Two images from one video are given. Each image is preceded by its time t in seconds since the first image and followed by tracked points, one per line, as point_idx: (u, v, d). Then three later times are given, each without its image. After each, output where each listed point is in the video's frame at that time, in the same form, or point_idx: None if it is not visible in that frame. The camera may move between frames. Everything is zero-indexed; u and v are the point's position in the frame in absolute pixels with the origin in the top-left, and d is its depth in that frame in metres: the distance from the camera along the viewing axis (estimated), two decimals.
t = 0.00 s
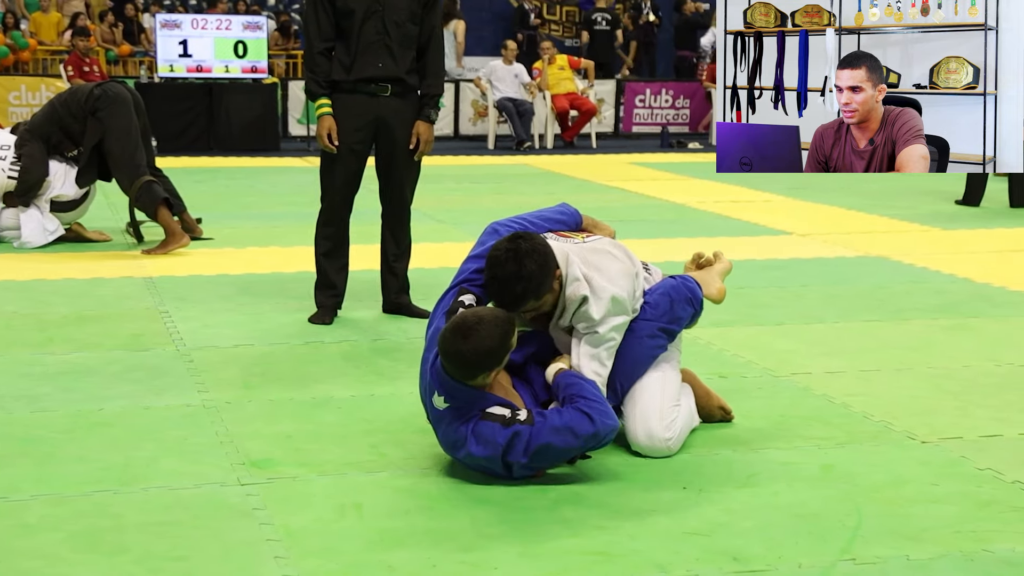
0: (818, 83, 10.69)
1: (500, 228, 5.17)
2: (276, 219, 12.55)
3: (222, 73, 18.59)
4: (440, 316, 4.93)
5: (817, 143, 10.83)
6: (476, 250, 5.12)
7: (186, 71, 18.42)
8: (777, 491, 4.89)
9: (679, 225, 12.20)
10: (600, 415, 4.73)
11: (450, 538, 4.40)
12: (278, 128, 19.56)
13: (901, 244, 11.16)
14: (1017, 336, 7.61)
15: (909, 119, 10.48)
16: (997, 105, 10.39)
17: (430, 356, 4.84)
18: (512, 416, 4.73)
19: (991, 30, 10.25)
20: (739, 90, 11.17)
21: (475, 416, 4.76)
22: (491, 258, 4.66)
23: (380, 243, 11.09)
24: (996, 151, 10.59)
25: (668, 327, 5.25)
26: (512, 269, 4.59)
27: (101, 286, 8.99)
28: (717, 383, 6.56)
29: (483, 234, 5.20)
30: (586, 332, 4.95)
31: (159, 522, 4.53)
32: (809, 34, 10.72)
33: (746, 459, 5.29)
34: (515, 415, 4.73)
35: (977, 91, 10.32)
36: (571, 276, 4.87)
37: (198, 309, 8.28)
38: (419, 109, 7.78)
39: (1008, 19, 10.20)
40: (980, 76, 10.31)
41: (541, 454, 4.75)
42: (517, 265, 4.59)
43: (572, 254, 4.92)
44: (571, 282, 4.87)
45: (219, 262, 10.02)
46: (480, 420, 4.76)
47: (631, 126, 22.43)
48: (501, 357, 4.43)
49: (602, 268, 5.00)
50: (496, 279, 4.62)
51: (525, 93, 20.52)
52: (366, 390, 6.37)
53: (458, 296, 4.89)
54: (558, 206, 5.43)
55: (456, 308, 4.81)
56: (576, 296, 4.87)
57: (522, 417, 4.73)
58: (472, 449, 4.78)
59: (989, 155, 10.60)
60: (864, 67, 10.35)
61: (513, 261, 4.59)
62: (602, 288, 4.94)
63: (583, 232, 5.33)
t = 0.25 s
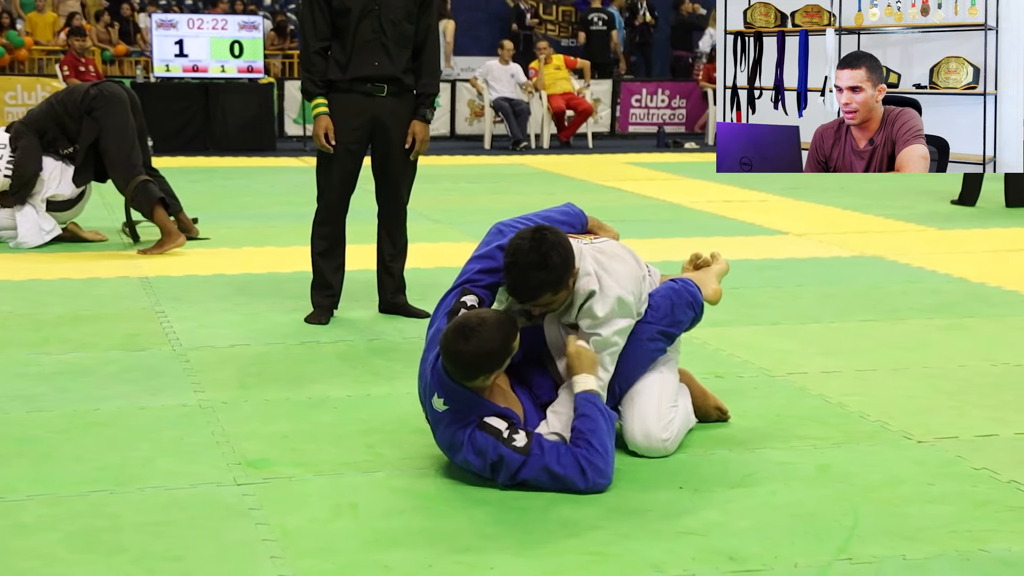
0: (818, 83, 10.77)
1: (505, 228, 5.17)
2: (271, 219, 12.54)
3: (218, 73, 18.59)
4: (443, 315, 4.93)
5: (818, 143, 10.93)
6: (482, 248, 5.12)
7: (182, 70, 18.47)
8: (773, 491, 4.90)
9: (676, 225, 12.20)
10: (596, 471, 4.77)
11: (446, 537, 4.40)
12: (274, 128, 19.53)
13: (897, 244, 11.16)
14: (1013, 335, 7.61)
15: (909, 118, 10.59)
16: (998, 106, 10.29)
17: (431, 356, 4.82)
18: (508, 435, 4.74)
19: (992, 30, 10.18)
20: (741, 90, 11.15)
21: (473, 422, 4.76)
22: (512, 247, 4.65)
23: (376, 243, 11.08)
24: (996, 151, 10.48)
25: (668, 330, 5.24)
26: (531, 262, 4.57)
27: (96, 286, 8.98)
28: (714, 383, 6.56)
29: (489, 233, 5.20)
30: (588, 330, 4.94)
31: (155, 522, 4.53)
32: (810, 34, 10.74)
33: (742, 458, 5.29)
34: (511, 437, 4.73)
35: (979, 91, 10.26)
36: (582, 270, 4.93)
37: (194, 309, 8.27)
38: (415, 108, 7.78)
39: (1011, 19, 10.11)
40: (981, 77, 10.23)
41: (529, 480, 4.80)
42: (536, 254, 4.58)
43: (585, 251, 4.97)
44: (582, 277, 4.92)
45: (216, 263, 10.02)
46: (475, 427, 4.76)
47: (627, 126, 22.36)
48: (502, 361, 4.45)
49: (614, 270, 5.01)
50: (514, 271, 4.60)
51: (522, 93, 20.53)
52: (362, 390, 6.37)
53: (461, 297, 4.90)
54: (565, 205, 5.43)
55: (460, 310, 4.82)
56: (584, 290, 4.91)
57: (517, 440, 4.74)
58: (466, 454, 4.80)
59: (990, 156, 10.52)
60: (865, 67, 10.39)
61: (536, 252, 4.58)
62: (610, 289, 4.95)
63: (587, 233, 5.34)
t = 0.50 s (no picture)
0: (818, 84, 10.78)
1: (514, 228, 5.11)
2: (267, 219, 12.53)
3: (215, 73, 18.61)
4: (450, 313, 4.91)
5: (818, 143, 10.93)
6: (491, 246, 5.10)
7: (179, 70, 18.40)
8: (771, 491, 4.90)
9: (672, 225, 12.19)
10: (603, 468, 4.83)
11: (443, 537, 4.40)
12: (271, 128, 19.52)
13: (894, 244, 11.16)
14: (1009, 335, 7.62)
15: (909, 118, 10.56)
16: (998, 106, 10.26)
17: (436, 352, 4.80)
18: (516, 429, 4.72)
19: (992, 30, 10.15)
20: (739, 90, 11.28)
21: (479, 417, 4.75)
22: (530, 261, 4.67)
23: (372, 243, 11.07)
24: (997, 151, 10.44)
25: (669, 330, 5.18)
26: (548, 279, 4.59)
27: (93, 286, 8.97)
28: (711, 383, 6.56)
29: (498, 231, 5.15)
30: (602, 337, 4.85)
31: (151, 522, 4.52)
32: (810, 34, 10.80)
33: (739, 458, 5.29)
34: (518, 431, 4.71)
35: (979, 92, 10.24)
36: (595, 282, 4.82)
37: (190, 309, 8.26)
38: (412, 108, 7.79)
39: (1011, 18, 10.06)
40: (981, 77, 10.21)
41: (533, 476, 4.80)
42: (557, 270, 4.59)
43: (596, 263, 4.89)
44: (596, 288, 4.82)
45: (212, 263, 10.01)
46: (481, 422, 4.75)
47: (623, 125, 22.37)
48: (511, 359, 4.45)
49: (625, 278, 4.93)
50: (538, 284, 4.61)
51: (518, 92, 20.57)
52: (359, 390, 6.37)
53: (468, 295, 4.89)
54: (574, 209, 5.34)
55: (467, 309, 4.82)
56: (597, 301, 4.80)
57: (524, 434, 4.72)
58: (470, 449, 4.79)
59: (990, 156, 10.48)
60: (866, 67, 10.39)
61: (557, 267, 4.59)
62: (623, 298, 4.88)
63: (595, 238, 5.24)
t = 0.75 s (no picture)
0: (818, 83, 10.76)
1: (500, 237, 5.08)
2: (265, 219, 12.52)
3: (212, 72, 18.55)
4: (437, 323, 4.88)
5: (818, 142, 10.93)
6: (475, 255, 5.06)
7: (176, 70, 18.40)
8: (769, 491, 4.90)
9: (670, 225, 12.19)
10: (607, 457, 4.89)
11: (441, 537, 4.40)
12: (268, 127, 19.50)
13: (891, 244, 11.16)
14: (1007, 335, 7.62)
15: (909, 118, 10.56)
16: (998, 106, 10.36)
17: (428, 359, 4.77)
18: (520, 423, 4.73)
19: (992, 30, 10.23)
20: (741, 90, 11.20)
21: (480, 416, 4.73)
22: (514, 314, 4.62)
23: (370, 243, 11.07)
24: (996, 151, 10.53)
25: (661, 337, 5.19)
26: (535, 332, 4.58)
27: (90, 286, 8.96)
28: (709, 383, 6.56)
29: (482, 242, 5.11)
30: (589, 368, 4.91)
31: (149, 522, 4.52)
32: (811, 33, 10.79)
33: (737, 458, 5.29)
34: (523, 424, 4.73)
35: (978, 91, 10.32)
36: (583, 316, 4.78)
37: (188, 309, 8.25)
38: (410, 108, 7.79)
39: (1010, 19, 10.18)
40: (981, 77, 10.29)
41: (540, 470, 4.80)
42: (545, 324, 4.57)
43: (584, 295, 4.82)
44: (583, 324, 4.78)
45: (211, 262, 10.00)
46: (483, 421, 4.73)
47: (621, 125, 22.38)
48: (511, 360, 4.43)
49: (611, 306, 4.91)
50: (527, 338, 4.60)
51: (516, 92, 20.59)
52: (357, 390, 6.36)
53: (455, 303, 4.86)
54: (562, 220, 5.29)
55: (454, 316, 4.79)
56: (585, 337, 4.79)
57: (530, 427, 4.73)
58: (475, 448, 4.77)
59: (989, 155, 10.55)
60: (867, 67, 10.41)
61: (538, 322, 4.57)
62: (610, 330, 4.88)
63: (585, 249, 5.20)
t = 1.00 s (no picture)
0: (818, 83, 10.72)
1: (460, 238, 4.99)
2: (263, 218, 12.51)
3: (210, 72, 18.54)
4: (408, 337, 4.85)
5: (818, 143, 10.88)
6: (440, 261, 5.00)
7: (175, 70, 18.40)
8: (768, 491, 4.90)
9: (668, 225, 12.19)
10: (591, 473, 4.77)
11: (439, 537, 4.40)
12: (267, 128, 19.50)
13: (890, 243, 11.16)
14: (1006, 335, 7.62)
15: (910, 118, 10.52)
16: (999, 107, 10.45)
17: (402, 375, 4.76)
18: (498, 440, 4.72)
19: (992, 30, 10.30)
20: (738, 90, 11.30)
21: (460, 432, 4.72)
22: (490, 328, 4.56)
23: (368, 243, 11.06)
24: (996, 151, 10.63)
25: (644, 321, 5.17)
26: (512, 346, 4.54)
27: (88, 286, 8.95)
28: (707, 383, 6.56)
29: (445, 244, 5.03)
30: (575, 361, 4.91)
31: (148, 522, 4.52)
32: (811, 33, 10.79)
33: (735, 458, 5.29)
34: (501, 442, 4.72)
35: (978, 92, 10.39)
36: (562, 313, 4.76)
37: (187, 308, 8.25)
38: (407, 108, 7.77)
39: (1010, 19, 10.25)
40: (981, 77, 10.36)
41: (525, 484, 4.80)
42: (523, 336, 4.53)
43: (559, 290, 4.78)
44: (563, 320, 4.76)
45: (210, 262, 10.00)
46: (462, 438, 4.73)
47: (619, 125, 22.39)
48: (476, 372, 4.39)
49: (588, 294, 4.87)
50: (505, 351, 4.56)
51: (514, 92, 20.61)
52: (355, 390, 6.36)
53: (424, 315, 4.82)
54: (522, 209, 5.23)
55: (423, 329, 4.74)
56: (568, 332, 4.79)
57: (508, 444, 4.73)
58: (454, 462, 4.79)
59: (989, 155, 10.64)
60: (865, 67, 10.39)
61: (521, 331, 4.52)
62: (590, 321, 4.85)
63: (549, 236, 5.14)
